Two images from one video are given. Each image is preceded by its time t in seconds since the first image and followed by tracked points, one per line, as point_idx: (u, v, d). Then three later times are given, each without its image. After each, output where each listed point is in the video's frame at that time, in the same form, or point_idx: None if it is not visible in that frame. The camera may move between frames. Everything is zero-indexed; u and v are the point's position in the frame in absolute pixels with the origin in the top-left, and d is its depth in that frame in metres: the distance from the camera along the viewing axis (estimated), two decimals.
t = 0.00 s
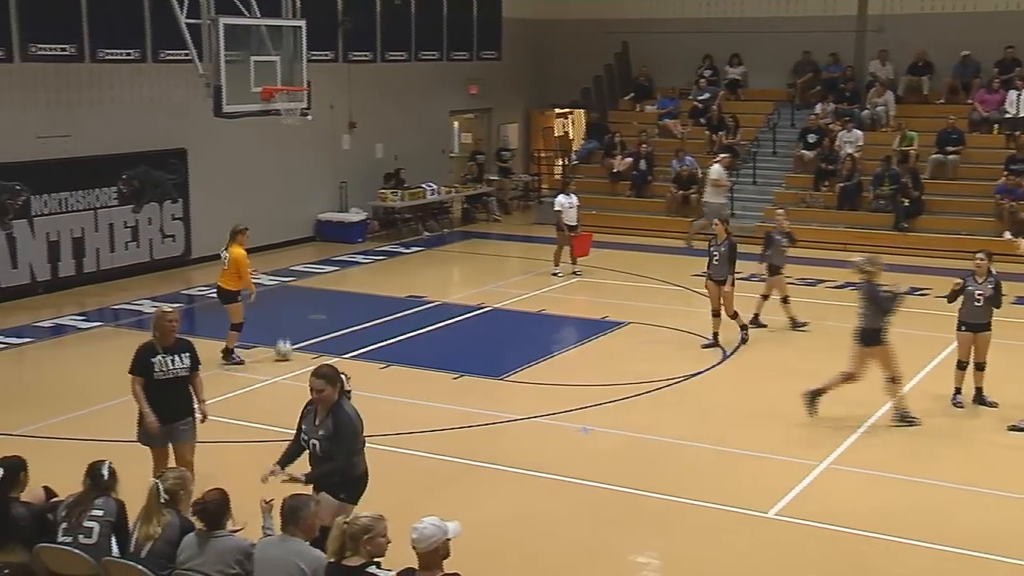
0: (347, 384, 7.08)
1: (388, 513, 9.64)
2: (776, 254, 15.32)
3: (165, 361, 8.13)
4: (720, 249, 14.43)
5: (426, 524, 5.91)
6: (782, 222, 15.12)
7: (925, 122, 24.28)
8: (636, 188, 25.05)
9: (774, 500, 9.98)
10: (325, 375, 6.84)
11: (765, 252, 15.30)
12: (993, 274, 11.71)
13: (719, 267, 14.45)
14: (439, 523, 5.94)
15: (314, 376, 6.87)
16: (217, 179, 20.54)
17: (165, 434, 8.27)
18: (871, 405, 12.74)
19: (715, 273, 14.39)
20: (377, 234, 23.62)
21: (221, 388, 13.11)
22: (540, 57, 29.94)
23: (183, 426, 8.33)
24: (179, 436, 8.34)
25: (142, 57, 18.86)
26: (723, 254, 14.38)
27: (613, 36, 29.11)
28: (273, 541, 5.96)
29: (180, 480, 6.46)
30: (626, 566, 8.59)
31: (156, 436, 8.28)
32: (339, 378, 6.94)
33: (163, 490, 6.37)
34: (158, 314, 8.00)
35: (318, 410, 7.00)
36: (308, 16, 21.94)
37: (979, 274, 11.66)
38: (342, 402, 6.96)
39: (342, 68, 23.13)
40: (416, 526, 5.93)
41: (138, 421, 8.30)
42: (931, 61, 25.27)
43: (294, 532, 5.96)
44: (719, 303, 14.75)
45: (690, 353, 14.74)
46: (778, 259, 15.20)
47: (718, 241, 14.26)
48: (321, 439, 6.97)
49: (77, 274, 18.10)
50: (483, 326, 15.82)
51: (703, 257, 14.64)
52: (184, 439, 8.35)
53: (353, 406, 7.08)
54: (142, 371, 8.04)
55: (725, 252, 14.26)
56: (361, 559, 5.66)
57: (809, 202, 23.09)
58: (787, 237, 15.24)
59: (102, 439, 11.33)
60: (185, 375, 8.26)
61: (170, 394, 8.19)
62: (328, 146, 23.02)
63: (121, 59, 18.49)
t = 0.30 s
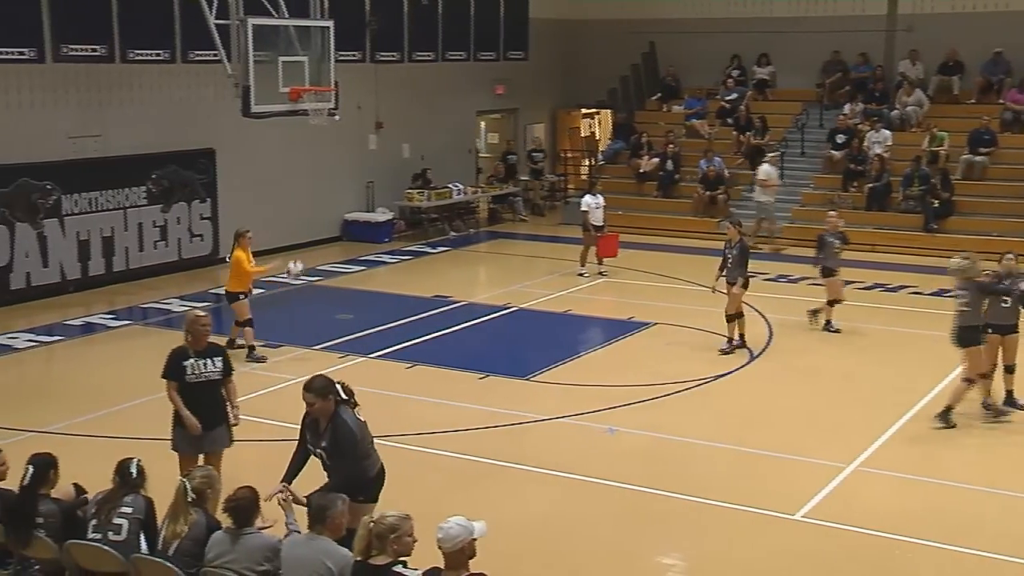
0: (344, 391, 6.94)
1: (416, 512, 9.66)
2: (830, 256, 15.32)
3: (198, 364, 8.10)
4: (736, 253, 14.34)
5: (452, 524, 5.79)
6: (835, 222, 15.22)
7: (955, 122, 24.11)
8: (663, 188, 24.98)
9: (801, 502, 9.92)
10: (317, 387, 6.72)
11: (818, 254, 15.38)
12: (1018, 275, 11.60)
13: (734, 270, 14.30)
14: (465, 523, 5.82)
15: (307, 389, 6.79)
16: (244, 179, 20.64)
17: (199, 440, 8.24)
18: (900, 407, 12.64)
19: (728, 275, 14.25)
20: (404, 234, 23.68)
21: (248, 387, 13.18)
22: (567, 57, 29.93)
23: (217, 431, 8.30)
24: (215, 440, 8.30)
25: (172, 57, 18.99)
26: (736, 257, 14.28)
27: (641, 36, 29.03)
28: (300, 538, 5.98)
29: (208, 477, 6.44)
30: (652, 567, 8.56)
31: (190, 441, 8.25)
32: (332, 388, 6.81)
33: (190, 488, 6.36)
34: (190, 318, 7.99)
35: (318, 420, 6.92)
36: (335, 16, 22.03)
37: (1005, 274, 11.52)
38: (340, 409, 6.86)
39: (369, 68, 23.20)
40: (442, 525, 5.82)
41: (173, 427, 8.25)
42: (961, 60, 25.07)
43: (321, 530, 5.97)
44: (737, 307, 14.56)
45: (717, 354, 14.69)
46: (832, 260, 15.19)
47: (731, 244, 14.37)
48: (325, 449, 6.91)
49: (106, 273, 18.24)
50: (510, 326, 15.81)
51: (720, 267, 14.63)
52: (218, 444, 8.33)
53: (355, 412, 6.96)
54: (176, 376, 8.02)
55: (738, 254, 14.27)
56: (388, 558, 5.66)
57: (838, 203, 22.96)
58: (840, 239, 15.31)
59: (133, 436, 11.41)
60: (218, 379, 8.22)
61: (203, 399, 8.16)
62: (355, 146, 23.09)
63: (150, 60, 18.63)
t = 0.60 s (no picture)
0: (349, 399, 6.97)
1: (444, 512, 9.67)
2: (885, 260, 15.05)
3: (226, 369, 8.09)
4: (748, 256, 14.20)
5: (475, 525, 5.78)
6: (887, 227, 14.82)
7: (985, 122, 23.96)
8: (691, 189, 24.92)
9: (830, 505, 9.87)
10: (318, 394, 6.81)
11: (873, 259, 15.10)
12: None
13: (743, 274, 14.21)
14: (491, 523, 5.80)
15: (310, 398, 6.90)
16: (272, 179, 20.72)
17: (229, 443, 8.25)
18: (930, 409, 12.55)
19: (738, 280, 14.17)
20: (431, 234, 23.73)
21: (276, 386, 13.23)
22: (594, 57, 29.88)
23: (247, 434, 8.31)
24: (243, 444, 8.30)
25: (202, 58, 19.06)
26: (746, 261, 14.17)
27: (669, 36, 28.93)
28: (327, 537, 6.00)
29: (235, 475, 6.45)
30: (680, 569, 8.54)
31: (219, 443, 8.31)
32: (335, 395, 6.88)
33: (217, 486, 6.36)
34: (219, 323, 7.94)
35: (326, 427, 7.01)
36: (364, 16, 22.09)
37: None
38: (346, 415, 6.92)
39: (397, 68, 23.24)
40: (467, 526, 5.81)
41: (201, 430, 8.30)
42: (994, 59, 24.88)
43: (348, 529, 5.99)
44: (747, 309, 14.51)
45: (745, 355, 14.63)
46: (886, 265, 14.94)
47: (742, 248, 14.16)
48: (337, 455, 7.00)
49: (136, 272, 18.36)
50: (539, 326, 15.81)
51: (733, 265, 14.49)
52: (247, 448, 8.32)
53: (362, 417, 7.00)
54: (203, 381, 8.04)
55: (748, 260, 14.10)
56: (415, 557, 5.68)
57: (868, 204, 22.81)
58: (893, 243, 14.96)
59: (163, 434, 11.49)
60: (247, 382, 8.21)
61: (231, 403, 8.16)
62: (382, 146, 23.14)
63: (181, 61, 18.71)
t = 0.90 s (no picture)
0: (365, 387, 7.31)
1: (472, 513, 9.67)
2: (939, 264, 14.87)
3: (251, 373, 8.06)
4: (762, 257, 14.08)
5: (507, 525, 5.74)
6: (943, 231, 14.65)
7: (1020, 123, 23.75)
8: (721, 190, 24.82)
9: (860, 508, 9.79)
10: (335, 374, 7.27)
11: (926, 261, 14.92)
12: None
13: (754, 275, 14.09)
14: (521, 525, 5.77)
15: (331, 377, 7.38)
16: (303, 180, 20.83)
17: (253, 447, 8.19)
18: (963, 413, 12.43)
19: (751, 280, 14.06)
20: (461, 234, 23.77)
21: (306, 385, 13.30)
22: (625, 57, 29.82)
23: (269, 438, 8.27)
24: (266, 448, 8.26)
25: (233, 59, 19.21)
26: (760, 262, 14.05)
27: (700, 36, 28.84)
28: (357, 536, 6.01)
29: (262, 472, 6.38)
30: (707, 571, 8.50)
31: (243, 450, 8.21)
32: (350, 380, 7.29)
33: (245, 483, 6.31)
34: (239, 327, 7.93)
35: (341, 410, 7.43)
36: (395, 17, 22.18)
37: None
38: (359, 402, 7.31)
39: (427, 69, 23.31)
40: (498, 527, 5.78)
41: (223, 437, 8.20)
42: None
43: (378, 529, 5.99)
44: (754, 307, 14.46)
45: (776, 357, 14.55)
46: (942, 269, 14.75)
47: (756, 247, 14.05)
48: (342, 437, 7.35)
49: (167, 271, 18.50)
50: (567, 327, 15.80)
51: (738, 265, 14.35)
52: (270, 451, 8.28)
53: (373, 409, 7.33)
54: (228, 385, 7.96)
55: (764, 259, 14.01)
56: (444, 557, 5.68)
57: (901, 206, 22.65)
58: (950, 246, 14.77)
59: (195, 432, 11.57)
60: (270, 387, 8.19)
61: (256, 408, 8.10)
62: (412, 146, 23.20)
63: (212, 62, 18.87)
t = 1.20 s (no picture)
0: (375, 369, 7.37)
1: (500, 513, 9.68)
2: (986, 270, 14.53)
3: (269, 378, 8.02)
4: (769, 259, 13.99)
5: (540, 525, 5.73)
6: (994, 236, 14.31)
7: None
8: (751, 191, 24.72)
9: (891, 512, 9.71)
10: (348, 353, 7.31)
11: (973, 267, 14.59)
12: None
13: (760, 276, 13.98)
14: (553, 525, 5.77)
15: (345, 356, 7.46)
16: (332, 180, 20.91)
17: (273, 450, 8.10)
18: (995, 416, 12.31)
19: (758, 281, 13.94)
20: (489, 235, 23.81)
21: (335, 384, 13.35)
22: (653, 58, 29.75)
23: (289, 441, 8.20)
24: (285, 450, 8.17)
25: (264, 60, 19.32)
26: (768, 263, 13.96)
27: (729, 36, 28.74)
28: (385, 536, 6.02)
29: (291, 469, 6.47)
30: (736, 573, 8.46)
31: (263, 453, 8.11)
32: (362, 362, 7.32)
33: (275, 478, 6.37)
34: (256, 331, 7.91)
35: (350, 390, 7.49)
36: (424, 18, 22.23)
37: None
38: (368, 384, 7.38)
39: (456, 70, 23.35)
40: (530, 526, 5.77)
41: (242, 440, 8.13)
42: None
43: (405, 530, 5.99)
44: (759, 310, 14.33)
45: (806, 359, 14.47)
46: (989, 275, 14.40)
47: (763, 249, 13.95)
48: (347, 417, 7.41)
49: (198, 271, 18.62)
50: (596, 328, 15.78)
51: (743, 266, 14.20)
52: (289, 453, 8.20)
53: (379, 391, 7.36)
54: (248, 388, 7.93)
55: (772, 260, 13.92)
56: (472, 558, 5.68)
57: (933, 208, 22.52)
58: (1000, 254, 14.38)
59: (225, 431, 11.64)
60: (288, 390, 8.14)
61: (277, 410, 8.05)
62: (441, 147, 23.24)
63: (244, 62, 18.98)
